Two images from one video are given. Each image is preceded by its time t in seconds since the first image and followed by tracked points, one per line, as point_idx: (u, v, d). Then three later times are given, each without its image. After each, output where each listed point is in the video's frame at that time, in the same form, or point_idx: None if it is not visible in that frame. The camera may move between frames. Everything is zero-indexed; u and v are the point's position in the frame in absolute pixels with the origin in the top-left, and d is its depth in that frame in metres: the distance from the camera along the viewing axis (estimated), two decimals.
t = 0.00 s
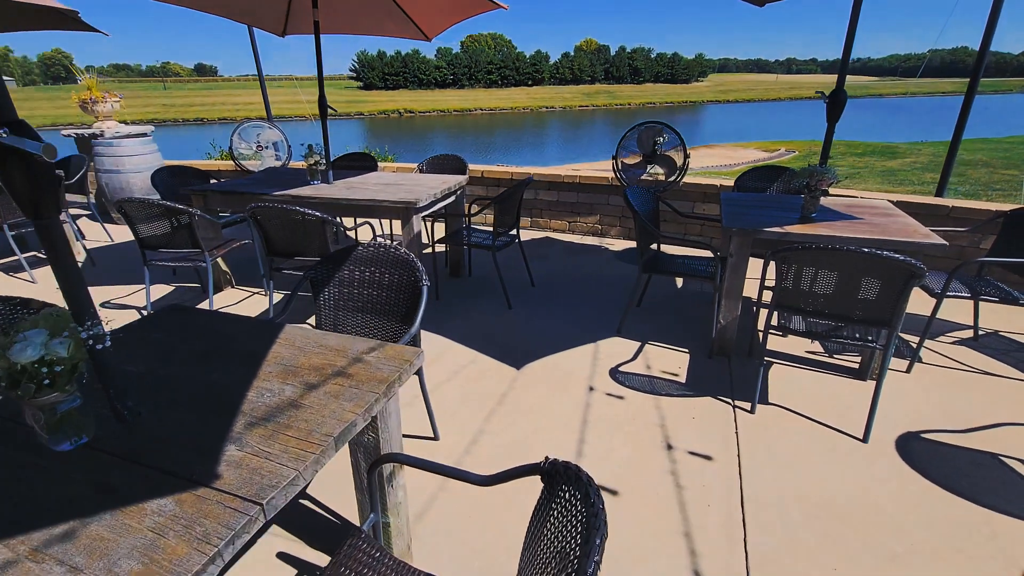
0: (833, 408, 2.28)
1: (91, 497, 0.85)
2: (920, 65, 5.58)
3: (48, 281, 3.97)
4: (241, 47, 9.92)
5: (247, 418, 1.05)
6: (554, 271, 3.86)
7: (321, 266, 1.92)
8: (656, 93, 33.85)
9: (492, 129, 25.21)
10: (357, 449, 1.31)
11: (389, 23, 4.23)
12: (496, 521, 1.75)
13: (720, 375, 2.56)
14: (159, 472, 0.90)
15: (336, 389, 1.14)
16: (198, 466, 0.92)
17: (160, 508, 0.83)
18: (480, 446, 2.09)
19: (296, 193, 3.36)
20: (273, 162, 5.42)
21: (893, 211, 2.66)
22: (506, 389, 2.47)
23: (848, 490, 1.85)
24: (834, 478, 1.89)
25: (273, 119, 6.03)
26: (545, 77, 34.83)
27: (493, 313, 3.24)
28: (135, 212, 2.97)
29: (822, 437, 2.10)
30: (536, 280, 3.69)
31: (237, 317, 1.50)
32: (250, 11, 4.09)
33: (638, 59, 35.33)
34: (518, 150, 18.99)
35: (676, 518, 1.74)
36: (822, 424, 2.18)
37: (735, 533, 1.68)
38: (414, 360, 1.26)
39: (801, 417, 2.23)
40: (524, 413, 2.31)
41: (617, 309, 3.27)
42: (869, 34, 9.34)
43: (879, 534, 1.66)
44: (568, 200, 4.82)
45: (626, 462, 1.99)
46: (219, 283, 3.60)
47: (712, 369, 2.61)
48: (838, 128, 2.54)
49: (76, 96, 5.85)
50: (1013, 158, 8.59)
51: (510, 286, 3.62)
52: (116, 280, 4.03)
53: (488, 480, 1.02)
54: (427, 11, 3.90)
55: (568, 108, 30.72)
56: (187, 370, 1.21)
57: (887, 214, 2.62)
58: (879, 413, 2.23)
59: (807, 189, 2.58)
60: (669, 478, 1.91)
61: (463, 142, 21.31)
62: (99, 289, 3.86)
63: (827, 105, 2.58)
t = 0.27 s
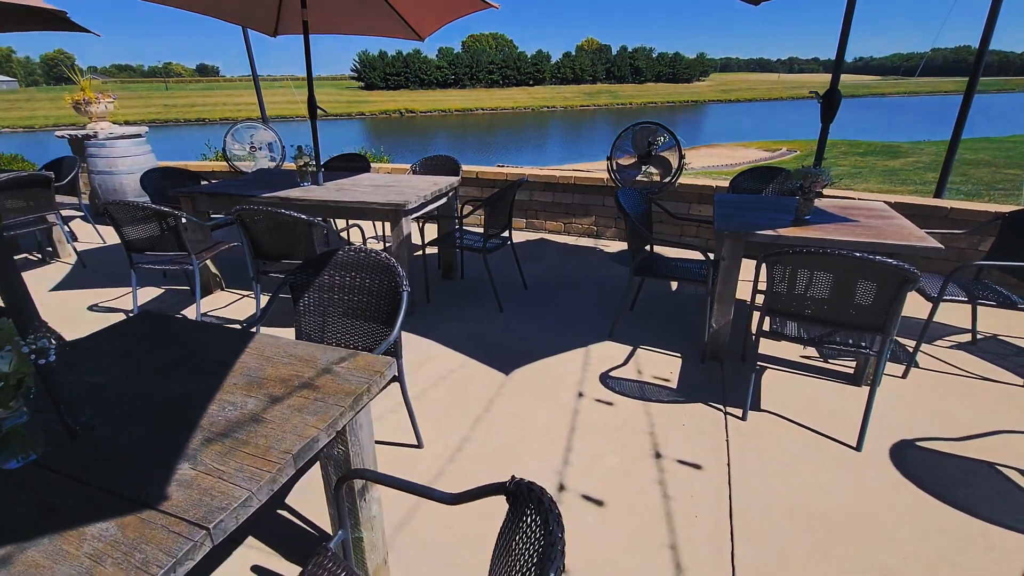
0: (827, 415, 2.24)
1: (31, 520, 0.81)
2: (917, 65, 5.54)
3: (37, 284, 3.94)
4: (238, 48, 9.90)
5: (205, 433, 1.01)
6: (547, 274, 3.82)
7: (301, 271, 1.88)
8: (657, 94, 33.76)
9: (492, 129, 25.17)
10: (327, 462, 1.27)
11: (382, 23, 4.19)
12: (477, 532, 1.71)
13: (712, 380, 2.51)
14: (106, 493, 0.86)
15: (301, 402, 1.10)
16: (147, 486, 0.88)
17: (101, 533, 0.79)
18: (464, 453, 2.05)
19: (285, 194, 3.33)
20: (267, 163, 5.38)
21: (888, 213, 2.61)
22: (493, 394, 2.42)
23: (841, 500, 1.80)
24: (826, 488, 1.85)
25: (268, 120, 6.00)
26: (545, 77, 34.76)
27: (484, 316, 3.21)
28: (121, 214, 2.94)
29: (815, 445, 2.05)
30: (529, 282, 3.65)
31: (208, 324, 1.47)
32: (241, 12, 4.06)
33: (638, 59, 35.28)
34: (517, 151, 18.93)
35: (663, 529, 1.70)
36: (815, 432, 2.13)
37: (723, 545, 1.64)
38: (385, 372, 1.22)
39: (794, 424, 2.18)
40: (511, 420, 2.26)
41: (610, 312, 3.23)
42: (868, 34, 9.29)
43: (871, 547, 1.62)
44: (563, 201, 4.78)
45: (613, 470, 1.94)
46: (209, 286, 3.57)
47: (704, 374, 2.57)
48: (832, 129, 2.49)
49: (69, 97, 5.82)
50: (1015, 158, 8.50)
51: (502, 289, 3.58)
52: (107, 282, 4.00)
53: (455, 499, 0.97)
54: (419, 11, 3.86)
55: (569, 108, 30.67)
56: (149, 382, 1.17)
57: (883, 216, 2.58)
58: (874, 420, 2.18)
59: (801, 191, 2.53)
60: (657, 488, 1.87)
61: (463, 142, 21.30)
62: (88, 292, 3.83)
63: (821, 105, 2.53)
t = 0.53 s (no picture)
0: (819, 422, 2.19)
1: None
2: (916, 64, 5.48)
3: (25, 287, 3.90)
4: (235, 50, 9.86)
5: (155, 449, 0.97)
6: (539, 276, 3.78)
7: (277, 275, 1.84)
8: (658, 94, 33.66)
9: (492, 129, 25.13)
10: (293, 476, 1.22)
11: (373, 22, 4.15)
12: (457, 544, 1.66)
13: (704, 386, 2.47)
14: (41, 518, 0.82)
15: (259, 417, 1.05)
16: (86, 509, 0.83)
17: (32, 561, 0.75)
18: (447, 462, 2.00)
19: (272, 196, 3.29)
20: (259, 164, 5.34)
21: (884, 215, 2.56)
22: (480, 400, 2.38)
23: (833, 512, 1.75)
24: (817, 499, 1.80)
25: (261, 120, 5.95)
26: (546, 77, 34.72)
27: (472, 320, 3.16)
28: (104, 216, 2.90)
29: (805, 454, 2.00)
30: (520, 285, 3.61)
31: (175, 332, 1.42)
32: (231, 12, 4.02)
33: (639, 59, 35.22)
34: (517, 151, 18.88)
35: (648, 543, 1.64)
36: (806, 440, 2.08)
37: (709, 561, 1.58)
38: (351, 384, 1.18)
39: (786, 432, 2.14)
40: (495, 426, 2.21)
41: (602, 316, 3.18)
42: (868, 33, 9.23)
43: (861, 562, 1.56)
44: (558, 202, 4.73)
45: (599, 480, 1.90)
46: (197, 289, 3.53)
47: (695, 379, 2.52)
48: (825, 129, 2.44)
49: (61, 98, 5.79)
50: (1018, 157, 8.42)
51: (493, 292, 3.54)
52: (95, 285, 3.96)
53: (416, 519, 0.93)
54: (409, 10, 3.81)
55: (570, 108, 30.61)
56: (104, 395, 1.13)
57: (878, 218, 2.52)
58: (867, 429, 2.13)
59: (794, 193, 2.48)
60: (642, 498, 1.82)
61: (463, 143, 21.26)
62: (75, 295, 3.79)
63: (814, 105, 2.48)
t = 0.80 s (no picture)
0: (810, 428, 2.15)
1: None
2: (913, 63, 5.44)
3: (15, 289, 3.88)
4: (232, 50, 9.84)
5: (106, 464, 0.93)
6: (532, 278, 3.74)
7: (252, 280, 1.80)
8: (659, 93, 33.58)
9: (492, 129, 25.10)
10: (259, 489, 1.18)
11: (365, 22, 4.12)
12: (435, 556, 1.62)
13: (694, 391, 2.43)
14: None
15: (218, 429, 1.02)
16: (25, 529, 0.80)
17: None
18: (430, 469, 1.97)
19: (261, 198, 3.25)
20: (253, 165, 5.31)
21: (879, 217, 2.52)
22: (466, 405, 2.34)
23: (821, 522, 1.71)
24: (805, 509, 1.76)
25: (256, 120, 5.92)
26: (547, 77, 34.67)
27: (463, 323, 3.13)
28: (89, 218, 2.87)
29: (796, 461, 1.97)
30: (513, 287, 3.57)
31: (144, 340, 1.39)
32: (222, 13, 3.99)
33: (640, 58, 35.13)
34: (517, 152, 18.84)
35: (631, 554, 1.60)
36: (797, 447, 2.04)
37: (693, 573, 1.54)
38: (317, 395, 1.14)
39: (777, 439, 2.10)
40: (481, 432, 2.18)
41: (593, 318, 3.14)
42: (867, 33, 9.18)
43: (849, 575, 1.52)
44: (553, 203, 4.69)
45: (583, 488, 1.86)
46: (186, 292, 3.50)
47: (686, 384, 2.48)
48: (818, 129, 2.40)
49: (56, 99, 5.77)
50: (1022, 156, 8.33)
51: (485, 294, 3.50)
52: (86, 287, 3.94)
53: (374, 539, 0.89)
54: (400, 9, 3.77)
55: (571, 108, 30.55)
56: (62, 406, 1.10)
57: (872, 220, 2.48)
58: (860, 436, 2.09)
59: (786, 195, 2.44)
60: (627, 507, 1.78)
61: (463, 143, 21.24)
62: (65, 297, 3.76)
63: (807, 105, 2.44)
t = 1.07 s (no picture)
0: (801, 434, 2.11)
1: None
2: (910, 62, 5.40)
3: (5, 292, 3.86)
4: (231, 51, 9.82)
5: (54, 479, 0.90)
6: (525, 280, 3.70)
7: (231, 284, 1.78)
8: (660, 93, 33.51)
9: (493, 130, 25.08)
10: (222, 502, 1.15)
11: (357, 22, 4.08)
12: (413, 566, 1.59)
13: (684, 395, 2.39)
14: None
15: (173, 442, 0.98)
16: None
17: None
18: (412, 476, 1.93)
19: (250, 199, 3.23)
20: (247, 166, 5.28)
21: (873, 218, 2.48)
22: (452, 410, 2.31)
23: (809, 532, 1.67)
24: (793, 518, 1.72)
25: (250, 121, 5.90)
26: (548, 77, 34.62)
27: (452, 326, 3.09)
28: (75, 221, 2.84)
29: (785, 469, 1.93)
30: (505, 290, 3.53)
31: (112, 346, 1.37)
32: (213, 13, 3.96)
33: (641, 58, 35.07)
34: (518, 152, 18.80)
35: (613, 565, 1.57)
36: (787, 454, 2.00)
37: None
38: (280, 405, 1.10)
39: (767, 445, 2.06)
40: (466, 438, 2.14)
41: (585, 321, 3.10)
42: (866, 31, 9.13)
43: None
44: (547, 204, 4.66)
45: (567, 496, 1.82)
46: (175, 295, 3.48)
47: (676, 388, 2.44)
48: (810, 129, 2.36)
49: (50, 101, 5.75)
50: None
51: (476, 296, 3.47)
52: (77, 290, 3.92)
53: (329, 558, 0.85)
54: (392, 9, 3.74)
55: (572, 109, 30.45)
56: (18, 418, 1.07)
57: (866, 221, 2.44)
58: (851, 442, 2.04)
59: (777, 196, 2.40)
60: (611, 516, 1.74)
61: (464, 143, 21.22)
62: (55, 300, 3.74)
63: (799, 105, 2.40)
